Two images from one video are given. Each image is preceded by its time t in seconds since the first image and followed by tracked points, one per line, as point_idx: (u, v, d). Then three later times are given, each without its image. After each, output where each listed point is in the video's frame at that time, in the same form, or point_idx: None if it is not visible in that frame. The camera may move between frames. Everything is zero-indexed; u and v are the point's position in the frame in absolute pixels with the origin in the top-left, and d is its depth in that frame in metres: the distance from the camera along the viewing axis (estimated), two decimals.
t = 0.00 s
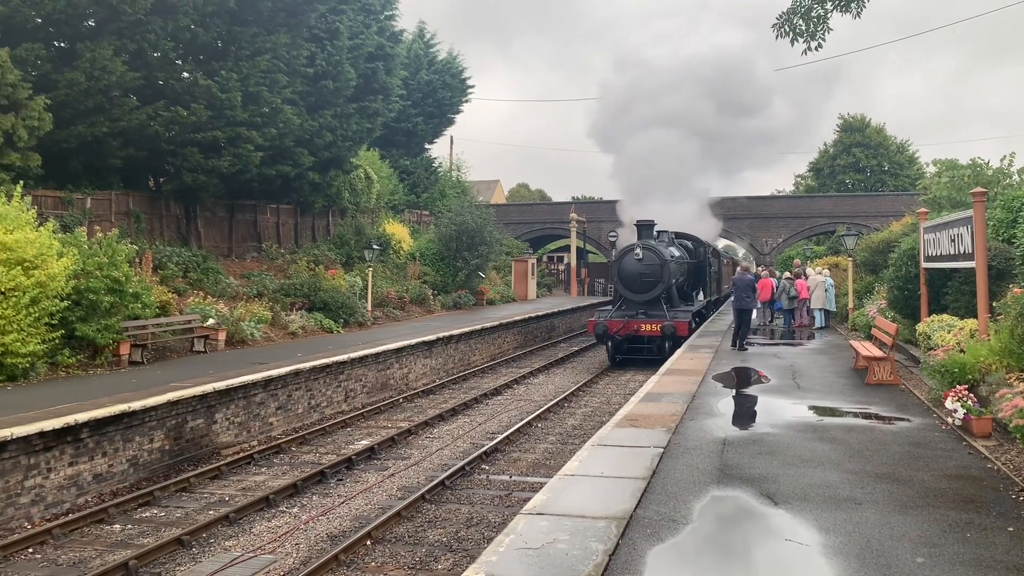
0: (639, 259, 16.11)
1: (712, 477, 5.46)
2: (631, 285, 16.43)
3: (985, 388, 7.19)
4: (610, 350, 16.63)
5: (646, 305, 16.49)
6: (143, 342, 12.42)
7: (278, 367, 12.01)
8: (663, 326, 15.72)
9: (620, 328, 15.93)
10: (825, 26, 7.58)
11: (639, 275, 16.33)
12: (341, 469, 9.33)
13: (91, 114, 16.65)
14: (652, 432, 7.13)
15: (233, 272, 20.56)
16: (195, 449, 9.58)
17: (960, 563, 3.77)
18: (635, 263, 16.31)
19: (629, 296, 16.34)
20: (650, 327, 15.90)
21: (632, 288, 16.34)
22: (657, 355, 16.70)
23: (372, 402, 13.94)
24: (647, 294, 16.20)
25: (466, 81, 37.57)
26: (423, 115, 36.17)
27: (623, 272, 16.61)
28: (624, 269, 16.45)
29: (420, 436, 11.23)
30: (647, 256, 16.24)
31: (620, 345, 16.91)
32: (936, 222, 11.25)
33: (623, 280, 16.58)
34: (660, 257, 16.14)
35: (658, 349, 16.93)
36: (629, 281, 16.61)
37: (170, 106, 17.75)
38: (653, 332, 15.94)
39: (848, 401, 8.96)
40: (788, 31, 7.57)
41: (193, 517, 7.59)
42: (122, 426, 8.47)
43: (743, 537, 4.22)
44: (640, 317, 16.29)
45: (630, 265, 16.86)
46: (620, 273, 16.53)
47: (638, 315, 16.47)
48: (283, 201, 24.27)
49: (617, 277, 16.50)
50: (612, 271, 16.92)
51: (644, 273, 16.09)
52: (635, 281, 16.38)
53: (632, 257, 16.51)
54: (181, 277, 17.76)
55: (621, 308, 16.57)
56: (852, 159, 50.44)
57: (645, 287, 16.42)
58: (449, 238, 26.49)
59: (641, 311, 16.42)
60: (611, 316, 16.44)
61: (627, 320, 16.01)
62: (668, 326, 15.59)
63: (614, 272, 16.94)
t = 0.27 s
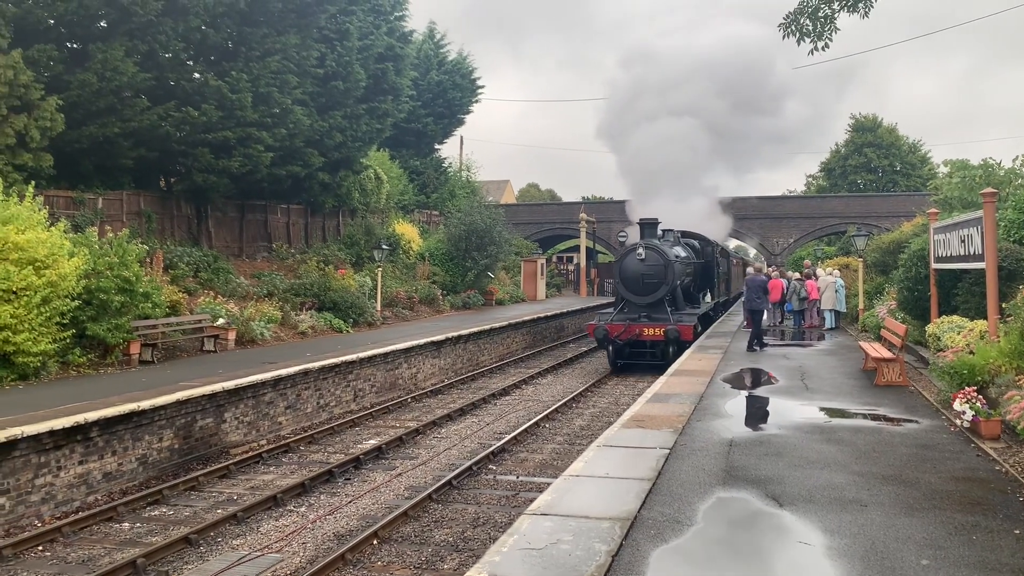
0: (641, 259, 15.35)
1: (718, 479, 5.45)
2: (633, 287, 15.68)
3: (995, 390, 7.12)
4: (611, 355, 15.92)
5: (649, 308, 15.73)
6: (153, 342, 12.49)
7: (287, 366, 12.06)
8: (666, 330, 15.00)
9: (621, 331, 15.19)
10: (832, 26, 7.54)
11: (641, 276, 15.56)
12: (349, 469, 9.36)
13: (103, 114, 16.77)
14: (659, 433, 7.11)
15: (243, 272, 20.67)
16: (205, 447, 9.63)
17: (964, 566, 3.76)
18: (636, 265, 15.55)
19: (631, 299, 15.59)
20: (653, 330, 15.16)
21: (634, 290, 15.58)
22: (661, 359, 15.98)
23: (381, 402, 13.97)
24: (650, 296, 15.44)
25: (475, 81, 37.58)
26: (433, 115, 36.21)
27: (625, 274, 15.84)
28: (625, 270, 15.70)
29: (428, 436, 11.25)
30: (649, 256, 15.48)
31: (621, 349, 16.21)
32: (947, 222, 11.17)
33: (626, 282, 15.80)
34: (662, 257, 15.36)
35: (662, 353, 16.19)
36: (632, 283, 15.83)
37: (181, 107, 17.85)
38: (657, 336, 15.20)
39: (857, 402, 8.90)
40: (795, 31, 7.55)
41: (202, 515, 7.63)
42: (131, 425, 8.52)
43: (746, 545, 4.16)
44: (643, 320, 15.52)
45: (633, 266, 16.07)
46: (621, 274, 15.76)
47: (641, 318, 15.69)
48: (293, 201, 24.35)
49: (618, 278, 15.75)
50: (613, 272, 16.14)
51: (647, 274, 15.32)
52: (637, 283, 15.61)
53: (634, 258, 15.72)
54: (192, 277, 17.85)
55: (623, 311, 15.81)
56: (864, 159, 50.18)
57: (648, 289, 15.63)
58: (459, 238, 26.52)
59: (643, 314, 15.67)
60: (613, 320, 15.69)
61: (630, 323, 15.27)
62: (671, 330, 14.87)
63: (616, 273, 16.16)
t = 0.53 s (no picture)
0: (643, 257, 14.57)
1: (723, 479, 5.45)
2: (634, 287, 14.89)
3: (1004, 391, 7.07)
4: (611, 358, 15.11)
5: (651, 309, 14.91)
6: (163, 340, 12.56)
7: (295, 365, 12.10)
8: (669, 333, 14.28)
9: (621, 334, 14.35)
10: (839, 25, 7.52)
11: (643, 275, 14.76)
12: (356, 467, 9.39)
13: (114, 114, 16.87)
14: (666, 433, 7.10)
15: (253, 271, 20.75)
16: (213, 446, 9.68)
17: (970, 568, 3.78)
18: (638, 263, 14.75)
19: (632, 299, 14.80)
20: (656, 333, 14.32)
21: (635, 290, 14.78)
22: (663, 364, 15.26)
23: (390, 401, 14.00)
24: (651, 297, 14.63)
25: (485, 80, 37.58)
26: (443, 114, 36.23)
27: (626, 273, 15.07)
28: (627, 269, 14.92)
29: (436, 435, 11.26)
30: (651, 254, 14.69)
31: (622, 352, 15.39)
32: (957, 222, 11.10)
33: (627, 282, 15.02)
34: (665, 256, 14.57)
35: (665, 356, 15.37)
36: (633, 283, 15.05)
37: (191, 106, 17.94)
38: (660, 339, 14.36)
39: (865, 403, 8.86)
40: (802, 30, 7.52)
41: (210, 513, 7.67)
42: (140, 423, 8.57)
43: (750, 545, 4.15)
44: (644, 322, 14.73)
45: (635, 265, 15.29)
46: (622, 273, 15.00)
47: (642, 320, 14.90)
48: (303, 200, 24.42)
49: (619, 277, 14.96)
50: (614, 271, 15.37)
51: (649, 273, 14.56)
52: (639, 283, 14.84)
53: (636, 256, 14.96)
54: (202, 276, 17.94)
55: (624, 313, 15.03)
56: (876, 158, 49.90)
57: (650, 289, 14.86)
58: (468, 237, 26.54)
59: (644, 315, 14.84)
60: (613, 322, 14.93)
61: (631, 327, 14.41)
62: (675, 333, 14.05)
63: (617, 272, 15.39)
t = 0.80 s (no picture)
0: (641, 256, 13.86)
1: (727, 477, 5.44)
2: (632, 287, 14.17)
3: (1011, 389, 7.04)
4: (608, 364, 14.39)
5: (651, 310, 14.20)
6: (171, 339, 12.62)
7: (302, 363, 12.13)
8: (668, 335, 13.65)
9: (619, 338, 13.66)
10: (844, 22, 7.50)
11: (641, 274, 14.04)
12: (363, 465, 9.42)
13: (122, 113, 16.95)
14: (671, 431, 7.09)
15: (261, 270, 20.82)
16: (220, 444, 9.72)
17: (974, 566, 3.78)
18: (636, 261, 14.03)
19: (630, 299, 14.08)
20: (655, 336, 13.64)
21: (633, 290, 14.06)
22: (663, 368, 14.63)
23: (396, 399, 14.03)
24: (650, 298, 13.90)
25: (493, 79, 37.59)
26: (450, 113, 36.24)
27: (624, 272, 14.31)
28: (625, 268, 14.21)
29: (442, 434, 11.29)
30: (650, 252, 13.97)
31: (620, 358, 14.68)
32: (964, 220, 11.05)
33: (625, 281, 14.26)
34: (665, 254, 13.86)
35: (665, 361, 14.66)
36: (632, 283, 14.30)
37: (199, 105, 18.00)
38: (659, 342, 13.67)
39: (871, 401, 8.83)
40: (807, 27, 7.50)
41: (216, 511, 7.71)
42: (147, 421, 8.61)
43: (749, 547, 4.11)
44: (643, 324, 14.02)
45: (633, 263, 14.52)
46: (620, 272, 14.25)
47: (641, 322, 14.14)
48: (310, 199, 24.47)
49: (616, 277, 14.25)
50: (611, 270, 14.63)
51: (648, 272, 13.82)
52: (638, 282, 14.10)
53: (635, 254, 14.20)
54: (210, 274, 18.01)
55: (622, 314, 14.29)
56: (884, 157, 49.72)
57: (650, 289, 14.11)
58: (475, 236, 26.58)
59: (643, 317, 14.14)
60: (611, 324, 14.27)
61: (628, 329, 13.74)
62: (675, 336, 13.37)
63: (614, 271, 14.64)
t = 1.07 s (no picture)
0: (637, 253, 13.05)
1: (730, 477, 5.43)
2: (627, 287, 13.36)
3: (1017, 390, 7.00)
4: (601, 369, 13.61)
5: (647, 311, 13.39)
6: (176, 336, 12.64)
7: (306, 361, 12.15)
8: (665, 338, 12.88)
9: (612, 341, 12.86)
10: (850, 20, 7.47)
11: (637, 274, 13.22)
12: (366, 463, 9.43)
13: (127, 111, 16.99)
14: (674, 431, 7.08)
15: (266, 268, 20.85)
16: (224, 441, 9.74)
17: (977, 567, 3.77)
18: (631, 260, 13.20)
19: (625, 300, 13.27)
20: (651, 339, 12.87)
21: (628, 290, 13.24)
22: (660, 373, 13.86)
23: (401, 397, 14.04)
24: (646, 299, 13.11)
25: (498, 78, 37.57)
26: (455, 112, 36.23)
27: (618, 271, 13.49)
28: (619, 267, 13.38)
29: (445, 432, 11.29)
30: (646, 250, 13.15)
31: (614, 363, 13.87)
32: (970, 220, 11.00)
33: (620, 281, 13.45)
34: (662, 253, 13.04)
35: (661, 366, 13.90)
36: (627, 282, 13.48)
37: (204, 103, 18.03)
38: (655, 346, 12.90)
39: (875, 401, 8.81)
40: (812, 26, 7.48)
41: (220, 508, 7.73)
42: (152, 418, 8.64)
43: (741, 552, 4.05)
44: (638, 327, 13.23)
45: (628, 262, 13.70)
46: (614, 272, 13.44)
47: (636, 324, 13.34)
48: (315, 198, 24.49)
49: (611, 276, 13.43)
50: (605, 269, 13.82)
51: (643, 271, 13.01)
52: (633, 282, 13.28)
53: (630, 253, 13.38)
54: (215, 272, 18.04)
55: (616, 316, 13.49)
56: (891, 156, 49.54)
57: (646, 289, 13.29)
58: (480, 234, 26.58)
59: (638, 319, 13.33)
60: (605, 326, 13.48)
61: (621, 332, 12.94)
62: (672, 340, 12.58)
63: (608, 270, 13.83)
